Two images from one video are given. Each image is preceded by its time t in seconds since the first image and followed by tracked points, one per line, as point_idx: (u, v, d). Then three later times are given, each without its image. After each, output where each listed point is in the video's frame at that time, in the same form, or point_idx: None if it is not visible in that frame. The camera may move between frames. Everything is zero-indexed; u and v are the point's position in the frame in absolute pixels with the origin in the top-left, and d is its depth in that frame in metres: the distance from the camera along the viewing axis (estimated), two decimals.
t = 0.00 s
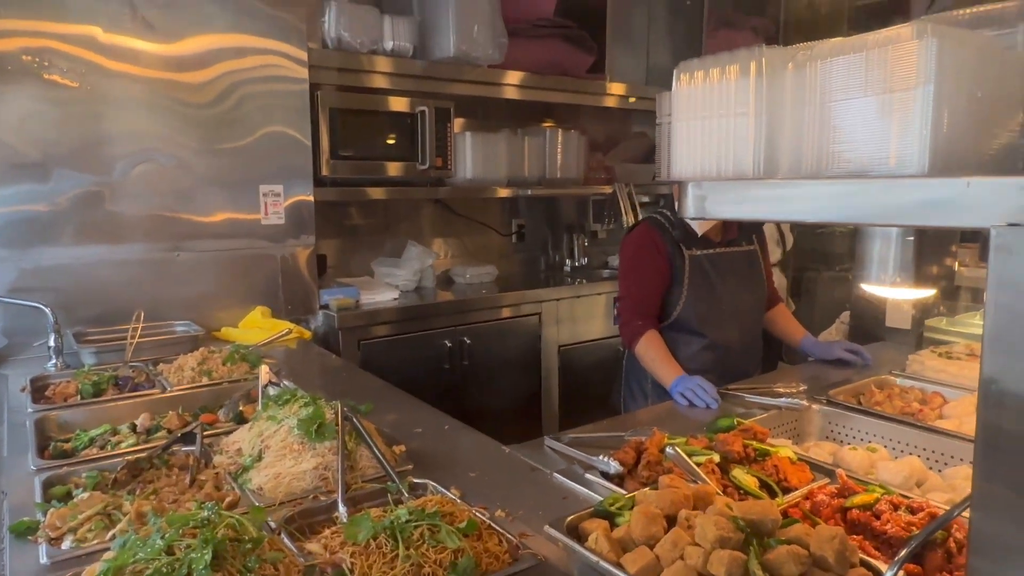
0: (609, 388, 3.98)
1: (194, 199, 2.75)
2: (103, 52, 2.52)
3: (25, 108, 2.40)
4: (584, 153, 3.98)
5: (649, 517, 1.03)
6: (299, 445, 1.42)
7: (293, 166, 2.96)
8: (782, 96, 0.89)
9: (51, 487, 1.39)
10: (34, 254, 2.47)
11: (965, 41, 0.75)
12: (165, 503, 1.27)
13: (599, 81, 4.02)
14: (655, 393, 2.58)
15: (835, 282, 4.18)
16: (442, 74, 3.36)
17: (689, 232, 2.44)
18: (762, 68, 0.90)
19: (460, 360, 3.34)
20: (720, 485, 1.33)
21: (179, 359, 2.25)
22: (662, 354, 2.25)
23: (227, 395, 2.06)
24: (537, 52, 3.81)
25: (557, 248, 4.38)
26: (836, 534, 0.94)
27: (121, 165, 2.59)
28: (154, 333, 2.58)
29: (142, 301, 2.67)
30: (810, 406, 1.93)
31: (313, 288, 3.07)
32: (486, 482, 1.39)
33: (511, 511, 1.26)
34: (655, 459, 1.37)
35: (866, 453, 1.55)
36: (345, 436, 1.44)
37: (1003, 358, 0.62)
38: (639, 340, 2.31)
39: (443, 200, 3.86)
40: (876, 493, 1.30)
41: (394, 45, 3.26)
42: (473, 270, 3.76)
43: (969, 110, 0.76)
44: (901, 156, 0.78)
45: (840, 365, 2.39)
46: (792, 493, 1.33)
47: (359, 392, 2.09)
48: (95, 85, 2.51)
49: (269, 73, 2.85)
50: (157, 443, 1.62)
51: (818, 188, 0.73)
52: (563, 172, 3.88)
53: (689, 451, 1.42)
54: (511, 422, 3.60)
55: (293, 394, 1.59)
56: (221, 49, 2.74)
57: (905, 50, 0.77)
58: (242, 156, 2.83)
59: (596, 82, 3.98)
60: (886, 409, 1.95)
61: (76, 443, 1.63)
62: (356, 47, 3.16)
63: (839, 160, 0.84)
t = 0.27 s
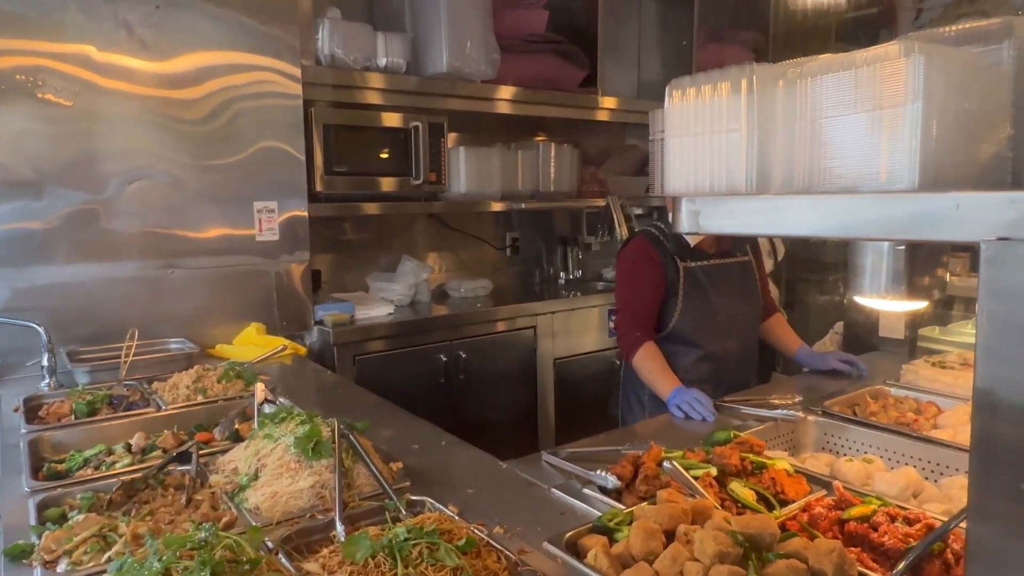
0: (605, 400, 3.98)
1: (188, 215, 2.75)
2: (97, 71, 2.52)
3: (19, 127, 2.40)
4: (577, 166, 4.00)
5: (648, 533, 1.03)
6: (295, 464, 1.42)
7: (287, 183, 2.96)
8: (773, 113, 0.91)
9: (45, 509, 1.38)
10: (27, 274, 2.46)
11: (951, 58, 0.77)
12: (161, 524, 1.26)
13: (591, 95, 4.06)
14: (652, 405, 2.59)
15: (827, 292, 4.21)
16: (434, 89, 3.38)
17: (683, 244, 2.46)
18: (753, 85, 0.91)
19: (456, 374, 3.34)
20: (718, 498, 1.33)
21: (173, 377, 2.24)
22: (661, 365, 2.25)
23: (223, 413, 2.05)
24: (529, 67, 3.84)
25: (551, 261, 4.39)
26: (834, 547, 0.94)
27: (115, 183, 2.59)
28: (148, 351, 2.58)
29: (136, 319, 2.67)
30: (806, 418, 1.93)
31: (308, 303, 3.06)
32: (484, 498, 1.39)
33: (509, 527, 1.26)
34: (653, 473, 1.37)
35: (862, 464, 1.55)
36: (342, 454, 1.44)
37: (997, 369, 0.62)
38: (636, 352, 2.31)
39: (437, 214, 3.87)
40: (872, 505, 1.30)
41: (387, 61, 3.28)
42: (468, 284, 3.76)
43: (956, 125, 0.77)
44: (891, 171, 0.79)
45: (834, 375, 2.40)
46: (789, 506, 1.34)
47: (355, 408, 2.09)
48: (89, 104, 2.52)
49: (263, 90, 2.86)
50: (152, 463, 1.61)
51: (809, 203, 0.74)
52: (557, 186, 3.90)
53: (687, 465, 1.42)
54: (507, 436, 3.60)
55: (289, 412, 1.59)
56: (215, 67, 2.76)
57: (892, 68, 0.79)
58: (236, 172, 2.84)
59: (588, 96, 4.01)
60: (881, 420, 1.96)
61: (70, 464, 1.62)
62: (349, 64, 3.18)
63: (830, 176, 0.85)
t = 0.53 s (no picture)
0: (604, 409, 3.98)
1: (185, 228, 2.75)
2: (94, 84, 2.53)
3: (15, 141, 2.40)
4: (574, 176, 4.01)
5: (648, 545, 1.03)
6: (294, 477, 1.42)
7: (284, 194, 2.97)
8: (769, 125, 0.91)
9: (42, 525, 1.37)
10: (24, 288, 2.45)
11: (943, 71, 0.77)
12: (158, 539, 1.26)
13: (587, 105, 4.08)
14: (642, 411, 2.59)
15: (824, 298, 4.30)
16: (431, 100, 3.39)
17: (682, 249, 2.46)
18: (748, 97, 0.92)
19: (454, 385, 3.34)
20: (718, 509, 1.32)
21: (171, 391, 2.24)
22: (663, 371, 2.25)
23: (220, 426, 2.05)
24: (525, 77, 3.85)
25: (548, 270, 4.39)
26: (834, 557, 0.94)
27: (113, 196, 2.59)
28: (145, 365, 2.57)
29: (133, 332, 2.66)
30: (805, 426, 1.93)
31: (305, 315, 3.06)
32: (484, 510, 1.39)
33: (508, 540, 1.26)
34: (652, 484, 1.37)
35: (861, 473, 1.55)
36: (341, 467, 1.44)
37: (996, 376, 0.62)
38: (637, 357, 2.30)
39: (434, 225, 3.87)
40: (872, 514, 1.30)
41: (383, 73, 3.29)
42: (465, 294, 3.76)
43: (949, 135, 0.78)
44: (886, 183, 0.79)
45: (833, 383, 2.40)
46: (789, 516, 1.33)
47: (353, 420, 2.08)
48: (86, 117, 2.52)
49: (260, 102, 2.87)
50: (149, 477, 1.60)
51: (804, 214, 0.74)
52: (553, 195, 3.90)
53: (686, 475, 1.42)
54: (506, 446, 3.59)
55: (287, 425, 1.58)
56: (212, 80, 2.76)
57: (885, 80, 0.79)
58: (233, 185, 2.84)
59: (584, 106, 4.03)
60: (879, 427, 1.96)
61: (66, 479, 1.61)
62: (346, 76, 3.19)
63: (827, 187, 0.86)
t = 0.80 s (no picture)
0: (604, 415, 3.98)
1: (186, 236, 2.75)
2: (95, 94, 2.54)
3: (15, 151, 2.41)
4: (573, 182, 4.02)
5: (650, 553, 1.03)
6: (295, 487, 1.41)
7: (284, 202, 2.97)
8: (768, 134, 0.92)
9: (43, 536, 1.37)
10: (26, 297, 2.46)
11: (941, 80, 0.78)
12: (161, 550, 1.26)
13: (586, 111, 4.09)
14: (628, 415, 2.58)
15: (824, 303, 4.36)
16: (431, 108, 3.40)
17: (669, 255, 2.46)
18: (747, 106, 0.92)
19: (455, 392, 3.33)
20: (720, 516, 1.32)
21: (172, 400, 2.24)
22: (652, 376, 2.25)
23: (221, 435, 2.05)
24: (524, 84, 3.85)
25: (549, 276, 4.40)
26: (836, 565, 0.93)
27: (114, 205, 2.60)
28: (146, 374, 2.57)
29: (134, 341, 2.66)
30: (806, 432, 1.93)
31: (306, 323, 3.06)
32: (485, 519, 1.38)
33: (511, 549, 1.26)
34: (653, 491, 1.37)
35: (863, 479, 1.55)
36: (342, 476, 1.44)
37: (996, 382, 0.63)
38: (624, 364, 2.32)
39: (434, 231, 3.88)
40: (875, 521, 1.29)
41: (383, 81, 3.29)
42: (466, 300, 3.76)
43: (949, 143, 0.78)
44: (885, 192, 0.79)
45: (834, 389, 2.40)
46: (791, 523, 1.33)
47: (354, 429, 2.08)
48: (86, 127, 2.53)
49: (259, 111, 2.88)
50: (151, 488, 1.60)
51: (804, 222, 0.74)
52: (553, 201, 3.91)
53: (688, 483, 1.42)
54: (507, 452, 3.58)
55: (289, 435, 1.58)
56: (212, 88, 2.77)
57: (885, 89, 0.80)
58: (234, 193, 2.85)
59: (583, 112, 4.04)
60: (881, 433, 1.96)
61: (68, 490, 1.60)
62: (346, 83, 3.20)
63: (826, 196, 0.86)
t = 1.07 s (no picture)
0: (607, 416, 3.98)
1: (190, 239, 2.76)
2: (99, 97, 2.54)
3: (20, 155, 2.41)
4: (576, 184, 4.02)
5: (655, 555, 1.03)
6: (300, 489, 1.42)
7: (287, 205, 2.98)
8: (771, 135, 0.92)
9: (50, 539, 1.38)
10: (31, 301, 2.46)
11: (944, 83, 0.78)
12: (167, 552, 1.26)
13: (589, 113, 4.09)
14: (590, 442, 2.50)
15: (829, 304, 4.45)
16: (433, 110, 3.40)
17: (619, 273, 2.53)
18: (751, 108, 0.92)
19: (458, 394, 3.34)
20: (725, 518, 1.32)
21: (177, 402, 2.24)
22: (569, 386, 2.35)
23: (226, 438, 2.05)
24: (527, 85, 3.86)
25: (552, 278, 4.40)
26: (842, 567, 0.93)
27: (118, 208, 2.61)
28: (150, 377, 2.58)
29: (138, 344, 2.67)
30: (810, 433, 1.93)
31: (310, 325, 3.07)
32: (490, 521, 1.39)
33: (515, 551, 1.26)
34: (658, 493, 1.37)
35: (868, 480, 1.54)
36: (347, 479, 1.44)
37: (1000, 379, 0.63)
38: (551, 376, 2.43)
39: (437, 233, 3.88)
40: (880, 522, 1.29)
41: (385, 83, 3.30)
42: (469, 302, 3.77)
43: (952, 143, 0.78)
44: (889, 194, 0.79)
45: (838, 390, 2.40)
46: (796, 525, 1.33)
47: (358, 431, 2.08)
48: (90, 130, 2.54)
49: (262, 114, 2.89)
50: (156, 490, 1.60)
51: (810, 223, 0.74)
52: (556, 203, 3.91)
53: (692, 484, 1.42)
54: (511, 454, 3.59)
55: (293, 437, 1.59)
56: (215, 91, 2.78)
57: (888, 90, 0.80)
58: (237, 196, 2.85)
59: (585, 114, 4.05)
60: (885, 433, 1.96)
61: (74, 493, 1.61)
62: (348, 86, 3.21)
63: (829, 197, 0.86)
